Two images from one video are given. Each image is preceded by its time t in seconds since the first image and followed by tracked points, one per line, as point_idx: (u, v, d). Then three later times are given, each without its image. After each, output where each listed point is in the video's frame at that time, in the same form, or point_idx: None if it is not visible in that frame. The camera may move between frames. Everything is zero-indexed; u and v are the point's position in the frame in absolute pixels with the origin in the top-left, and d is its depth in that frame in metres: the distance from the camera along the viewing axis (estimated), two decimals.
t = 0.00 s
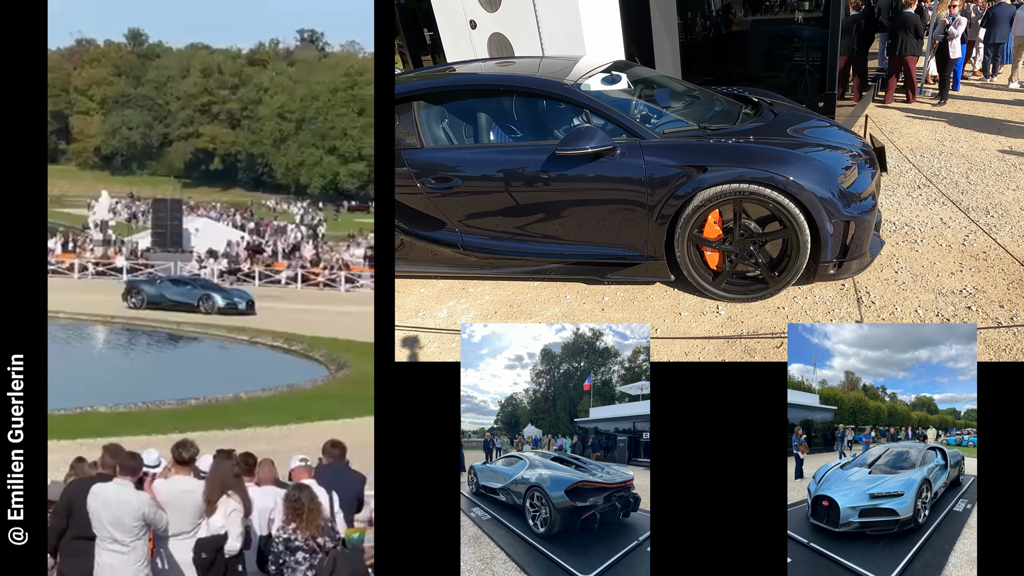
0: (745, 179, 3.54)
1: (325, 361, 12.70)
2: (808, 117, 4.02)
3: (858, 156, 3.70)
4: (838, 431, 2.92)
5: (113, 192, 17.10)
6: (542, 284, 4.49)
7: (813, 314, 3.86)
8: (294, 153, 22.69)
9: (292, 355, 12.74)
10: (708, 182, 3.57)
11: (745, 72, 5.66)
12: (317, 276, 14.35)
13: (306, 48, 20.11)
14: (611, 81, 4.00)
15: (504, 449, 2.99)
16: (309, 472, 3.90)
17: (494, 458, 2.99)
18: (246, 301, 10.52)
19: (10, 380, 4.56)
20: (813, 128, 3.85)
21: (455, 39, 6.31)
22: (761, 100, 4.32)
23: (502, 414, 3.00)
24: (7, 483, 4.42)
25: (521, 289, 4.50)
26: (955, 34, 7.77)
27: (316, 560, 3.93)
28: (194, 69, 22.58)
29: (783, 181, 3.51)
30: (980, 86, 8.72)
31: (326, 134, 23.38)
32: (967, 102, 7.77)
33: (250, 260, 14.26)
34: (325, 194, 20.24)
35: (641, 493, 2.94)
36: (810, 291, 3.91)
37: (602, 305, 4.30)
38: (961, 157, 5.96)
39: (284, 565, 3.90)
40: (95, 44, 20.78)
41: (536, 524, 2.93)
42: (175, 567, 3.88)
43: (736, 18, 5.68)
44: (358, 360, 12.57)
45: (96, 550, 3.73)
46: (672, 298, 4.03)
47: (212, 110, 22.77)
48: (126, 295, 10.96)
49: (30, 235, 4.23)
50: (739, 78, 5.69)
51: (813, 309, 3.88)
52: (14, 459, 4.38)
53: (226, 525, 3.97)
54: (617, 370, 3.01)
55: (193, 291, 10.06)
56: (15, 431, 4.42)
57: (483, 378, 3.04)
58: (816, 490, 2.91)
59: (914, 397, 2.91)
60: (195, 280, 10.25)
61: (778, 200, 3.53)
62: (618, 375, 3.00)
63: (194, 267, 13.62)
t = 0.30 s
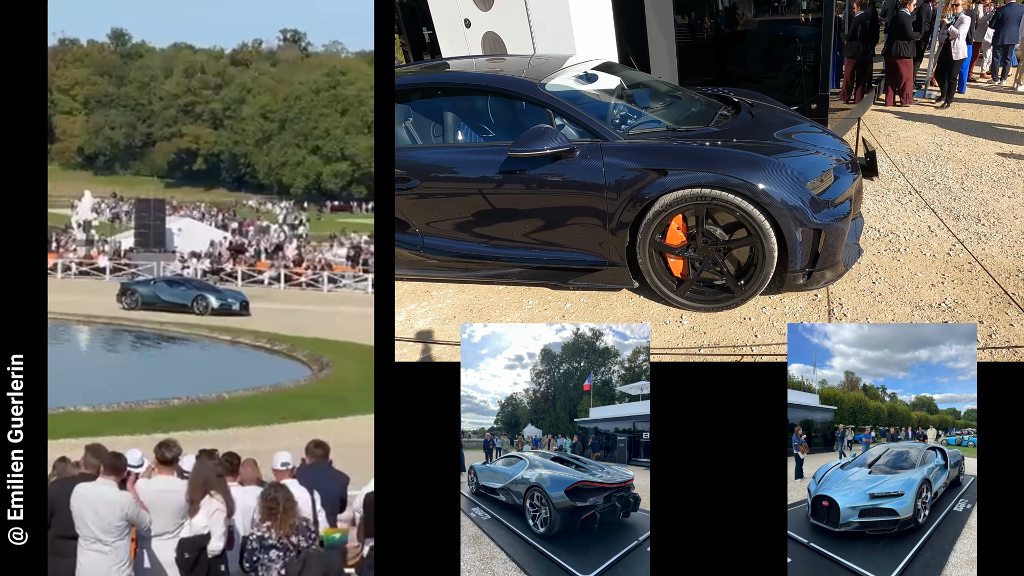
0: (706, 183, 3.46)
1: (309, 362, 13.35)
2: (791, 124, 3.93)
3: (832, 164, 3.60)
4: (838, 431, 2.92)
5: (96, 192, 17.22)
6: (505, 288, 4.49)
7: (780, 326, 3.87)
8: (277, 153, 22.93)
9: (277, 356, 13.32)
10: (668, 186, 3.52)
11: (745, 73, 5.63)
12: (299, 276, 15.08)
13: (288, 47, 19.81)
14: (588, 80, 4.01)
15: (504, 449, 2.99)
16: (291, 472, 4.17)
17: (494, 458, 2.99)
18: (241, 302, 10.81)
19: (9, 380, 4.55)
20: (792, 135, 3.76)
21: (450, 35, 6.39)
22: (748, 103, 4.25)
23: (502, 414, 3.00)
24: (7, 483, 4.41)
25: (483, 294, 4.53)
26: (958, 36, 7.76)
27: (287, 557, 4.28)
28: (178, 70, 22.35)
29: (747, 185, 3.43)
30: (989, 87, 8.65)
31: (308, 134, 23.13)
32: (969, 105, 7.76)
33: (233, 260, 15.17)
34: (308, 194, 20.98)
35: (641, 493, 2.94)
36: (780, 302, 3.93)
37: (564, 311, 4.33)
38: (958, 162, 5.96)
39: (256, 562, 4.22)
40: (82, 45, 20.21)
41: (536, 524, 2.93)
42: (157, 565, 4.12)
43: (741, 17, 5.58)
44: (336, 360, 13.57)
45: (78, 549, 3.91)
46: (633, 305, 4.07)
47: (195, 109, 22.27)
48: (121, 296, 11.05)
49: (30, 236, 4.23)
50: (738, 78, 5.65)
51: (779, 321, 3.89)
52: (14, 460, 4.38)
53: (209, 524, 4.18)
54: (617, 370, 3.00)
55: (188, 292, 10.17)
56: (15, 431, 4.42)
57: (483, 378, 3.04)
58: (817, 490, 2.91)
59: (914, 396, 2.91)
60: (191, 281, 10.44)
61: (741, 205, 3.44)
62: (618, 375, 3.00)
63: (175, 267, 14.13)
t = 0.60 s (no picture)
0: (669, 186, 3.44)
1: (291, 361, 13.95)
2: (774, 128, 3.86)
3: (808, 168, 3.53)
4: (837, 431, 2.92)
5: (77, 191, 16.51)
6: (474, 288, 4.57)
7: (747, 334, 3.87)
8: (260, 152, 22.71)
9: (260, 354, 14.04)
10: (630, 189, 3.50)
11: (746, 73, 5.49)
12: (281, 277, 14.14)
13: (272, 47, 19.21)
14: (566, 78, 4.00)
15: (504, 450, 2.99)
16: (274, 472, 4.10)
17: (494, 458, 2.99)
18: (235, 303, 10.40)
19: (9, 380, 4.56)
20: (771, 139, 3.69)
21: (451, 31, 6.47)
22: (736, 106, 4.19)
23: (502, 414, 3.00)
24: (7, 484, 4.41)
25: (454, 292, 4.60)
26: (963, 36, 7.63)
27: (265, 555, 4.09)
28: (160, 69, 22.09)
29: (711, 189, 3.39)
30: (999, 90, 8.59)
31: (292, 132, 23.45)
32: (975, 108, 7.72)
33: (215, 259, 14.44)
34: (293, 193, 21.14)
35: (641, 493, 2.94)
36: (748, 311, 3.92)
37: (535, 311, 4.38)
38: (957, 166, 5.96)
39: (232, 561, 4.03)
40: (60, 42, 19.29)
41: (535, 524, 2.93)
42: (140, 566, 4.06)
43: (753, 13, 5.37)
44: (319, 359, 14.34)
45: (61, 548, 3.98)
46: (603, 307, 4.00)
47: (178, 109, 22.69)
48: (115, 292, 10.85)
49: (29, 237, 4.23)
50: (739, 78, 5.52)
51: (748, 329, 3.88)
52: (14, 460, 4.38)
53: (191, 524, 4.20)
54: (617, 370, 3.01)
55: (180, 292, 10.00)
56: (15, 431, 4.42)
57: (483, 378, 3.04)
58: (816, 490, 2.91)
59: (914, 397, 2.91)
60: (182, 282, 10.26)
61: (703, 209, 3.41)
62: (618, 375, 3.00)
63: (160, 267, 13.68)
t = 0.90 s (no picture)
0: (629, 184, 3.37)
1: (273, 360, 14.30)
2: (754, 126, 3.75)
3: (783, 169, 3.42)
4: (838, 431, 2.93)
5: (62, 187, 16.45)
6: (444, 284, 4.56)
7: (711, 340, 3.89)
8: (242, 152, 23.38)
9: (242, 352, 14.16)
10: (589, 185, 3.44)
11: (751, 71, 5.33)
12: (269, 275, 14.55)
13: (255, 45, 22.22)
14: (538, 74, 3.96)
15: (504, 449, 2.99)
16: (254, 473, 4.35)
17: (494, 458, 2.99)
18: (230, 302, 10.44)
19: (9, 380, 4.56)
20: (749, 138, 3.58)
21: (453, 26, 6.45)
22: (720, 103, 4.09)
23: (502, 414, 2.99)
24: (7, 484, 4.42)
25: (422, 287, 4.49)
26: (965, 36, 7.42)
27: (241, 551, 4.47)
28: (144, 68, 23.26)
29: (674, 189, 3.31)
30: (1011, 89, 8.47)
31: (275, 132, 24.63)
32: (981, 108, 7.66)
33: (198, 257, 15.01)
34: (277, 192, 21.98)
35: (641, 493, 2.94)
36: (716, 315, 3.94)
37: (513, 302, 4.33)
38: (958, 168, 5.92)
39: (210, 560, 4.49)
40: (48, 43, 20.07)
41: (536, 524, 2.93)
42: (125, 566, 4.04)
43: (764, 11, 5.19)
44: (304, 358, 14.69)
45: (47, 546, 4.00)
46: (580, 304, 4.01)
47: (161, 107, 23.31)
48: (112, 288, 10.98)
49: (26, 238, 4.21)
50: (742, 76, 5.38)
51: (713, 334, 3.91)
52: (14, 460, 4.38)
53: (174, 522, 4.22)
54: (617, 370, 3.01)
55: (173, 292, 9.98)
56: (15, 431, 4.42)
57: (483, 378, 3.03)
58: (817, 490, 2.91)
59: (914, 397, 2.92)
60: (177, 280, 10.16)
61: (664, 210, 3.34)
62: (618, 375, 3.00)
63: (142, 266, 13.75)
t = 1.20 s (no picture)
0: (610, 179, 3.31)
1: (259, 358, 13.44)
2: (751, 125, 3.65)
3: (772, 170, 3.31)
4: (837, 431, 2.93)
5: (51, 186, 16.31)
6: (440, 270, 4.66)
7: (688, 340, 3.86)
8: (227, 150, 24.13)
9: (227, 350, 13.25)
10: (567, 178, 3.40)
11: (772, 65, 5.47)
12: (251, 271, 14.61)
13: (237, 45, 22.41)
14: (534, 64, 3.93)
15: (504, 449, 2.99)
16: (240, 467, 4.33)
17: (494, 458, 2.99)
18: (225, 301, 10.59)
19: (9, 380, 4.53)
20: (741, 137, 3.49)
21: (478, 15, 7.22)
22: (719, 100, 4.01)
23: (502, 414, 2.99)
24: (6, 483, 4.37)
25: (416, 271, 4.65)
26: (987, 29, 7.43)
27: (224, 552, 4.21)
28: (128, 66, 24.05)
29: (654, 186, 3.23)
30: None
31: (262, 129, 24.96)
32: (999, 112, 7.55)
33: (184, 255, 14.86)
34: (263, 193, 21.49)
35: (641, 493, 2.94)
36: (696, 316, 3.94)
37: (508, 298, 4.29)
38: (978, 172, 5.80)
39: (192, 556, 4.13)
40: None
41: (536, 524, 2.93)
42: (110, 563, 4.11)
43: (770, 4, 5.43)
44: (289, 355, 14.06)
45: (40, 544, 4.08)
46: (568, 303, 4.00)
47: (145, 106, 24.02)
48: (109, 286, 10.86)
49: (24, 238, 4.16)
50: (763, 69, 5.54)
51: (691, 335, 3.88)
52: (14, 459, 4.35)
53: (159, 519, 4.20)
54: (617, 370, 3.01)
55: (170, 291, 9.87)
56: (15, 431, 4.39)
57: (483, 378, 3.03)
58: (816, 490, 2.91)
59: (914, 397, 2.92)
60: (172, 279, 10.04)
61: (643, 207, 3.28)
62: (618, 375, 3.00)
63: (127, 263, 13.39)
